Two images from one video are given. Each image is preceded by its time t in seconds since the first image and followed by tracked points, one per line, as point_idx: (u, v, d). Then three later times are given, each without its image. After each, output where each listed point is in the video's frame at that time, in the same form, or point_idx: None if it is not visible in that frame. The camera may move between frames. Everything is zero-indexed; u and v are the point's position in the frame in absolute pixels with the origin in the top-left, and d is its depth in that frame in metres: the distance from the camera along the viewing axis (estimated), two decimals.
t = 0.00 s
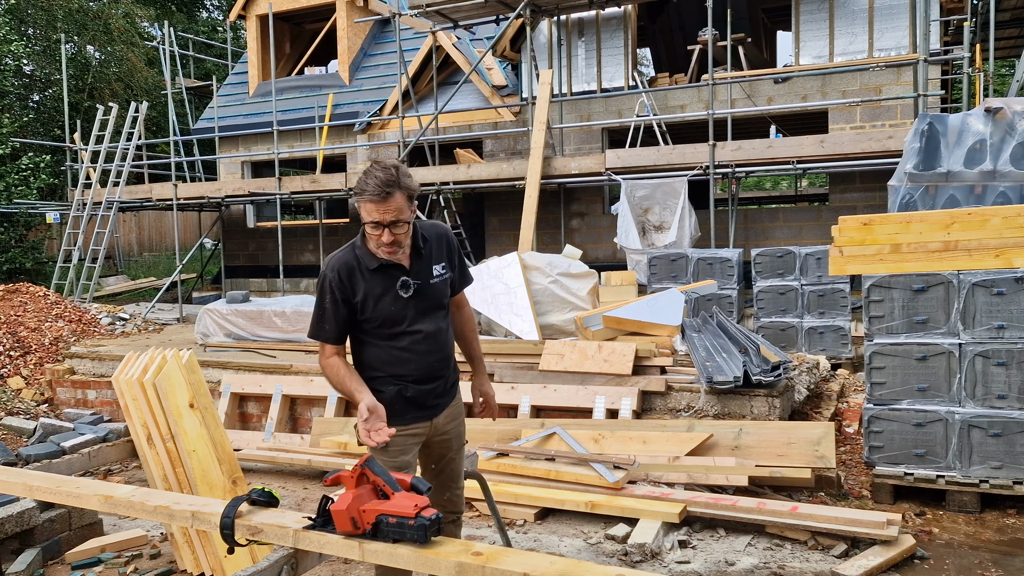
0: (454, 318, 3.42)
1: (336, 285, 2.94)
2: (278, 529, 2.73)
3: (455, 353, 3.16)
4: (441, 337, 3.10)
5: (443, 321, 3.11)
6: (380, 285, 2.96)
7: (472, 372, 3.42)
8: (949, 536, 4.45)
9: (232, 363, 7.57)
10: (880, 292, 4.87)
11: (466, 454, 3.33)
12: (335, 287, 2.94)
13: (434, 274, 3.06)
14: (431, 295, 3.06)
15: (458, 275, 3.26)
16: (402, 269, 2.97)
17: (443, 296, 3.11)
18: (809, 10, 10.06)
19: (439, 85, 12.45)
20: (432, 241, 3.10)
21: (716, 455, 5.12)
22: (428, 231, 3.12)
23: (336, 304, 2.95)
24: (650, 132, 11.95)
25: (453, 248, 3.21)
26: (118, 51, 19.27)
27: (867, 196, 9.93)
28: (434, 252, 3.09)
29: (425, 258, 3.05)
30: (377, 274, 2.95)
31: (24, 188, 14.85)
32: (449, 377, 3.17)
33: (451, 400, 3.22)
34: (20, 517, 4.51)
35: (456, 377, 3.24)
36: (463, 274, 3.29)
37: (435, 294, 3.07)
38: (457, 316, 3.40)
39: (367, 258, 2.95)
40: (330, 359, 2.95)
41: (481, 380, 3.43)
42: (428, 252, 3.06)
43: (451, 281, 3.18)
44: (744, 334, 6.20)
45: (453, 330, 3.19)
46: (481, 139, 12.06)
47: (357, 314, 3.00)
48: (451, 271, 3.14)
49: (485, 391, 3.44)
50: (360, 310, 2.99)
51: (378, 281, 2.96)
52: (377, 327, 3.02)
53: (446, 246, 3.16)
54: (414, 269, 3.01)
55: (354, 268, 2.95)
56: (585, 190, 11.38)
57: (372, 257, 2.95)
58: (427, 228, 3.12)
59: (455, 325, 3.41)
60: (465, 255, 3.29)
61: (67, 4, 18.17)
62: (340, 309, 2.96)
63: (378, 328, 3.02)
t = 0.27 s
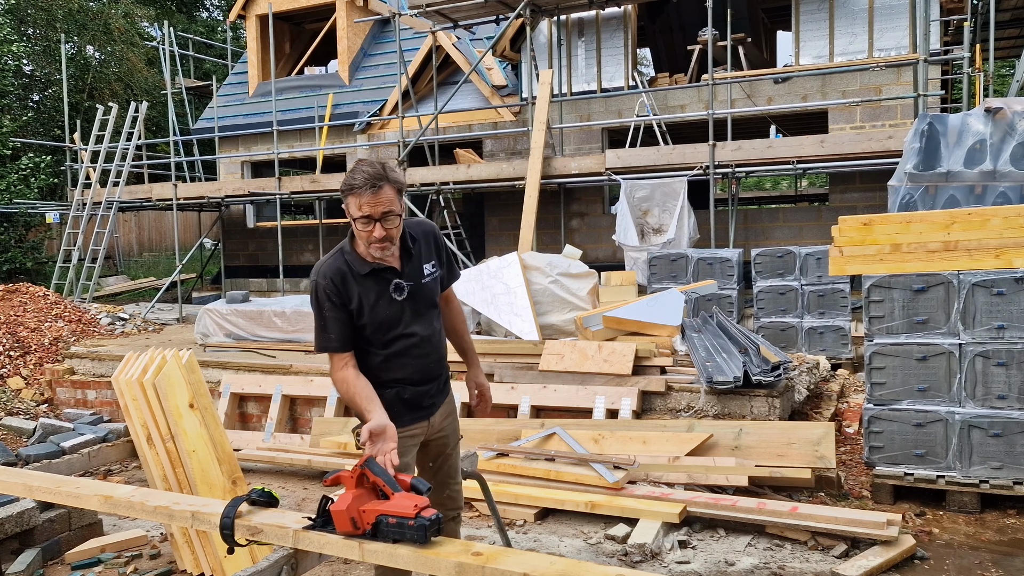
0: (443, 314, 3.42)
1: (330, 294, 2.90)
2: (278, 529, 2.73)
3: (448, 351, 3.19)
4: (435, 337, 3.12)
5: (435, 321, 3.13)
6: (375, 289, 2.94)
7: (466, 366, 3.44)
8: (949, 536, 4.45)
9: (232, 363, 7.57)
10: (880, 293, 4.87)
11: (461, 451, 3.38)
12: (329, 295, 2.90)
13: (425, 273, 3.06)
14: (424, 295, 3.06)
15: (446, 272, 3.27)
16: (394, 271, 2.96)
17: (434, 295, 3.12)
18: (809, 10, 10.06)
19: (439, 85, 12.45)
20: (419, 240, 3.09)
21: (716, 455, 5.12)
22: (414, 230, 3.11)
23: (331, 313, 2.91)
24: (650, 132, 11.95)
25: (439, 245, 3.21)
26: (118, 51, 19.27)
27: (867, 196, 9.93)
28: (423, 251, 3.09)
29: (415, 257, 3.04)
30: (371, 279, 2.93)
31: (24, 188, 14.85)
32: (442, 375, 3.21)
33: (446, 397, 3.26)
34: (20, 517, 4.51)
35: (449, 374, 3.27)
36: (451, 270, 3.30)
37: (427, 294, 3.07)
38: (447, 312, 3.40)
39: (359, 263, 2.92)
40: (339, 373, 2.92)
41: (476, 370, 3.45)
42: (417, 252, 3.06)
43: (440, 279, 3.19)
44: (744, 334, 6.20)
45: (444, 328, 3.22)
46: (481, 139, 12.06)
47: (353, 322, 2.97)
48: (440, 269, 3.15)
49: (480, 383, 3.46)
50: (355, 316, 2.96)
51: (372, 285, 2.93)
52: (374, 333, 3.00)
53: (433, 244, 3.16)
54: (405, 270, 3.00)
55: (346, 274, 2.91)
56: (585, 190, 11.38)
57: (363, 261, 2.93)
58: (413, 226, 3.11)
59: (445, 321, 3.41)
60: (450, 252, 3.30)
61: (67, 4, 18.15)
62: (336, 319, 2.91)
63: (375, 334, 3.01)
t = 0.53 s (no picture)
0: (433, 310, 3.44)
1: (329, 304, 2.87)
2: (277, 529, 2.73)
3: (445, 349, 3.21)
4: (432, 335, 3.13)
5: (432, 320, 3.14)
6: (373, 294, 2.93)
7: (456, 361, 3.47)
8: (949, 536, 4.45)
9: (232, 363, 7.57)
10: (880, 293, 4.87)
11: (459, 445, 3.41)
12: (329, 303, 2.87)
13: (420, 272, 3.06)
14: (421, 294, 3.07)
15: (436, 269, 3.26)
16: (389, 274, 2.96)
17: (429, 294, 3.13)
18: (809, 10, 10.06)
19: (439, 85, 12.45)
20: (411, 239, 3.08)
21: (716, 455, 5.12)
22: (405, 230, 3.10)
23: (333, 322, 2.88)
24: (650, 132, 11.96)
25: (429, 242, 3.21)
26: (117, 51, 19.26)
27: (867, 196, 9.93)
28: (415, 250, 3.09)
29: (409, 257, 3.04)
30: (369, 284, 2.91)
31: (24, 188, 14.85)
32: (439, 373, 3.24)
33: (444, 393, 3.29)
34: (20, 517, 4.51)
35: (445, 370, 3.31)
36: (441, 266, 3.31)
37: (423, 293, 3.08)
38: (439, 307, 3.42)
39: (354, 269, 2.90)
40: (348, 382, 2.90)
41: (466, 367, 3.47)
42: (410, 251, 3.06)
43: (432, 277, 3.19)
44: (744, 334, 6.20)
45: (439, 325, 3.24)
46: (481, 139, 12.06)
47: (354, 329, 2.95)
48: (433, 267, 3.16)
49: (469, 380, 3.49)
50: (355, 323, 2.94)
51: (370, 290, 2.92)
52: (375, 339, 2.99)
53: (423, 241, 3.16)
54: (400, 271, 3.00)
55: (344, 282, 2.89)
56: (585, 190, 11.38)
57: (359, 267, 2.91)
58: (403, 226, 3.10)
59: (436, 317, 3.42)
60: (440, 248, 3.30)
61: (67, 4, 18.14)
62: (340, 329, 2.88)
63: (376, 340, 3.00)
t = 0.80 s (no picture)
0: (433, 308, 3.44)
1: (328, 308, 2.87)
2: (278, 529, 2.73)
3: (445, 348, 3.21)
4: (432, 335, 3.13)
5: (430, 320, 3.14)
6: (371, 297, 2.93)
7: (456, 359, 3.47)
8: (949, 536, 4.45)
9: (232, 363, 7.57)
10: (880, 292, 4.87)
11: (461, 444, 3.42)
12: (328, 308, 2.87)
13: (418, 273, 3.05)
14: (419, 295, 3.06)
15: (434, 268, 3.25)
16: (387, 276, 2.95)
17: (428, 293, 3.12)
18: (809, 10, 10.06)
19: (439, 85, 12.45)
20: (408, 240, 3.07)
21: (716, 455, 5.12)
22: (401, 230, 3.09)
23: (332, 326, 2.88)
24: (650, 132, 11.97)
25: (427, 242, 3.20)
26: (117, 51, 19.26)
27: (867, 196, 9.93)
28: (412, 250, 3.08)
29: (406, 258, 3.03)
30: (366, 286, 2.91)
31: (24, 188, 14.84)
32: (439, 372, 3.24)
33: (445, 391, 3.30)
34: (20, 517, 4.51)
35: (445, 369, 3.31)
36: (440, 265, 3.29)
37: (422, 293, 3.07)
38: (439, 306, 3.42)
39: (352, 272, 2.90)
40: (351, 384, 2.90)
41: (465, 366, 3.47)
42: (407, 252, 3.04)
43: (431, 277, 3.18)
44: (744, 334, 6.20)
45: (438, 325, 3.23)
46: (481, 139, 12.06)
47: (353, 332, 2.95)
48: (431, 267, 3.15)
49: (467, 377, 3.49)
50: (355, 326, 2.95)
51: (368, 292, 2.91)
52: (375, 340, 3.00)
53: (420, 241, 3.15)
54: (398, 272, 2.98)
55: (342, 285, 2.89)
56: (585, 190, 11.38)
57: (355, 270, 2.91)
58: (400, 227, 3.10)
59: (435, 315, 3.42)
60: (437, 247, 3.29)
61: (67, 4, 18.14)
62: (339, 333, 2.88)
63: (375, 342, 3.00)
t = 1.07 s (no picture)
0: (447, 310, 3.46)
1: (329, 304, 2.94)
2: (278, 529, 2.74)
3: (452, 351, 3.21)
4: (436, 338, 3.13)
5: (436, 322, 3.14)
6: (373, 297, 2.96)
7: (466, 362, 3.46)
8: (949, 536, 4.45)
9: (232, 363, 7.58)
10: (880, 292, 4.88)
11: (467, 445, 3.42)
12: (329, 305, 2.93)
13: (424, 276, 3.05)
14: (425, 298, 3.06)
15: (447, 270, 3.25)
16: (391, 277, 2.97)
17: (436, 296, 3.12)
18: (809, 10, 10.06)
19: (439, 85, 12.47)
20: (417, 242, 3.08)
21: (716, 455, 5.13)
22: (412, 232, 3.10)
23: (333, 323, 2.94)
24: (650, 132, 11.98)
25: (439, 245, 3.20)
26: (118, 52, 19.27)
27: (867, 196, 9.94)
28: (421, 253, 3.08)
29: (413, 261, 3.03)
30: (368, 287, 2.94)
31: (24, 188, 14.85)
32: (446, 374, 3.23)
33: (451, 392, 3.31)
34: (20, 517, 4.52)
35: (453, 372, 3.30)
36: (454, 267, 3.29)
37: (427, 295, 3.07)
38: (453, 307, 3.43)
39: (356, 272, 2.93)
40: (346, 377, 2.98)
41: (476, 369, 3.45)
42: (415, 254, 3.05)
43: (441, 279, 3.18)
44: (744, 334, 6.21)
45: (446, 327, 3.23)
46: (481, 140, 12.06)
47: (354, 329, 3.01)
48: (441, 270, 3.14)
49: (478, 379, 3.44)
50: (357, 324, 2.99)
51: (370, 293, 2.95)
52: (375, 338, 3.04)
53: (431, 244, 3.15)
54: (402, 275, 3.00)
55: (345, 283, 2.94)
56: (585, 190, 11.39)
57: (360, 270, 2.94)
58: (411, 228, 3.11)
59: (448, 315, 3.45)
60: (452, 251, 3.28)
61: (67, 4, 18.16)
62: (338, 329, 2.95)
63: (376, 340, 3.04)
